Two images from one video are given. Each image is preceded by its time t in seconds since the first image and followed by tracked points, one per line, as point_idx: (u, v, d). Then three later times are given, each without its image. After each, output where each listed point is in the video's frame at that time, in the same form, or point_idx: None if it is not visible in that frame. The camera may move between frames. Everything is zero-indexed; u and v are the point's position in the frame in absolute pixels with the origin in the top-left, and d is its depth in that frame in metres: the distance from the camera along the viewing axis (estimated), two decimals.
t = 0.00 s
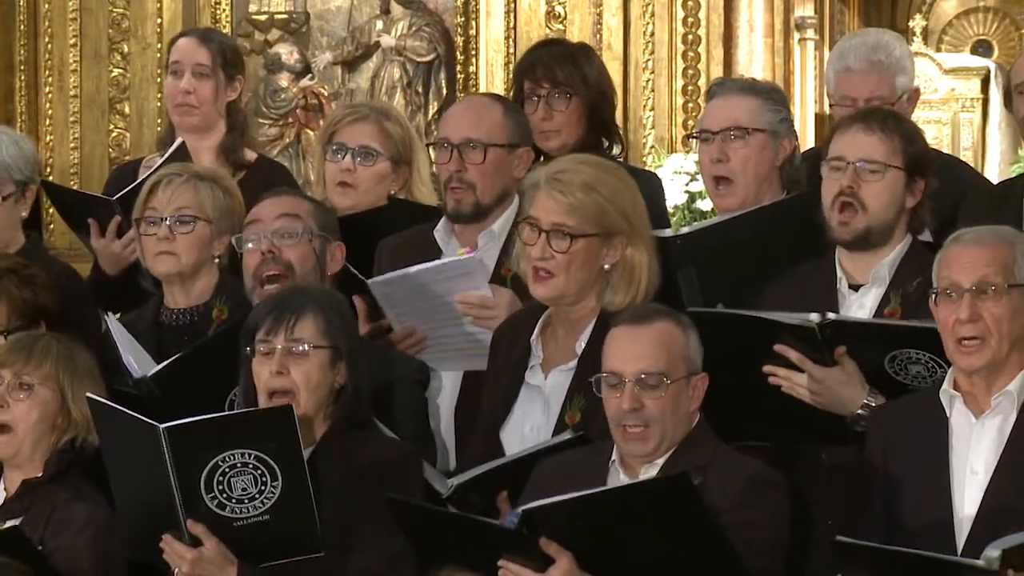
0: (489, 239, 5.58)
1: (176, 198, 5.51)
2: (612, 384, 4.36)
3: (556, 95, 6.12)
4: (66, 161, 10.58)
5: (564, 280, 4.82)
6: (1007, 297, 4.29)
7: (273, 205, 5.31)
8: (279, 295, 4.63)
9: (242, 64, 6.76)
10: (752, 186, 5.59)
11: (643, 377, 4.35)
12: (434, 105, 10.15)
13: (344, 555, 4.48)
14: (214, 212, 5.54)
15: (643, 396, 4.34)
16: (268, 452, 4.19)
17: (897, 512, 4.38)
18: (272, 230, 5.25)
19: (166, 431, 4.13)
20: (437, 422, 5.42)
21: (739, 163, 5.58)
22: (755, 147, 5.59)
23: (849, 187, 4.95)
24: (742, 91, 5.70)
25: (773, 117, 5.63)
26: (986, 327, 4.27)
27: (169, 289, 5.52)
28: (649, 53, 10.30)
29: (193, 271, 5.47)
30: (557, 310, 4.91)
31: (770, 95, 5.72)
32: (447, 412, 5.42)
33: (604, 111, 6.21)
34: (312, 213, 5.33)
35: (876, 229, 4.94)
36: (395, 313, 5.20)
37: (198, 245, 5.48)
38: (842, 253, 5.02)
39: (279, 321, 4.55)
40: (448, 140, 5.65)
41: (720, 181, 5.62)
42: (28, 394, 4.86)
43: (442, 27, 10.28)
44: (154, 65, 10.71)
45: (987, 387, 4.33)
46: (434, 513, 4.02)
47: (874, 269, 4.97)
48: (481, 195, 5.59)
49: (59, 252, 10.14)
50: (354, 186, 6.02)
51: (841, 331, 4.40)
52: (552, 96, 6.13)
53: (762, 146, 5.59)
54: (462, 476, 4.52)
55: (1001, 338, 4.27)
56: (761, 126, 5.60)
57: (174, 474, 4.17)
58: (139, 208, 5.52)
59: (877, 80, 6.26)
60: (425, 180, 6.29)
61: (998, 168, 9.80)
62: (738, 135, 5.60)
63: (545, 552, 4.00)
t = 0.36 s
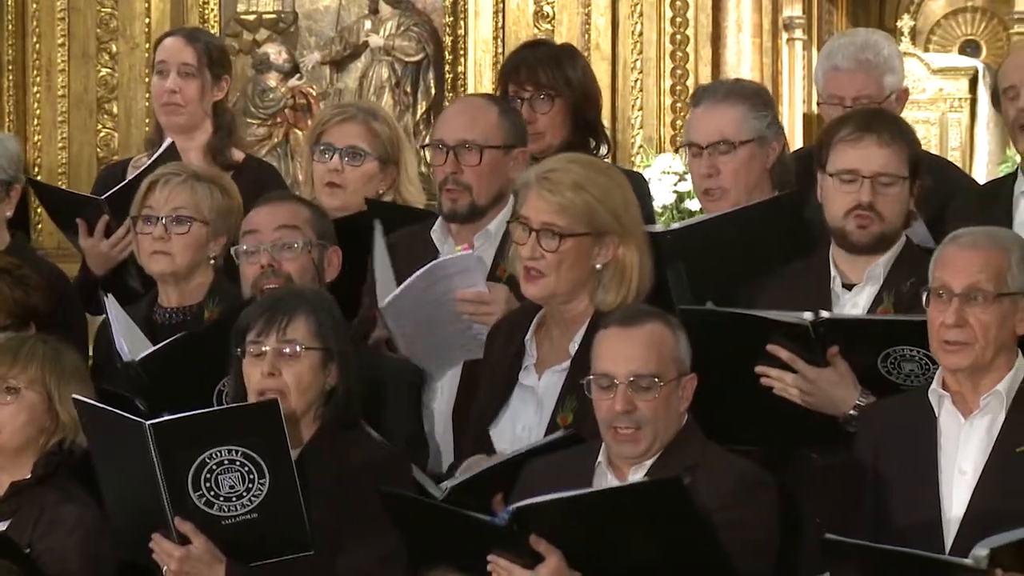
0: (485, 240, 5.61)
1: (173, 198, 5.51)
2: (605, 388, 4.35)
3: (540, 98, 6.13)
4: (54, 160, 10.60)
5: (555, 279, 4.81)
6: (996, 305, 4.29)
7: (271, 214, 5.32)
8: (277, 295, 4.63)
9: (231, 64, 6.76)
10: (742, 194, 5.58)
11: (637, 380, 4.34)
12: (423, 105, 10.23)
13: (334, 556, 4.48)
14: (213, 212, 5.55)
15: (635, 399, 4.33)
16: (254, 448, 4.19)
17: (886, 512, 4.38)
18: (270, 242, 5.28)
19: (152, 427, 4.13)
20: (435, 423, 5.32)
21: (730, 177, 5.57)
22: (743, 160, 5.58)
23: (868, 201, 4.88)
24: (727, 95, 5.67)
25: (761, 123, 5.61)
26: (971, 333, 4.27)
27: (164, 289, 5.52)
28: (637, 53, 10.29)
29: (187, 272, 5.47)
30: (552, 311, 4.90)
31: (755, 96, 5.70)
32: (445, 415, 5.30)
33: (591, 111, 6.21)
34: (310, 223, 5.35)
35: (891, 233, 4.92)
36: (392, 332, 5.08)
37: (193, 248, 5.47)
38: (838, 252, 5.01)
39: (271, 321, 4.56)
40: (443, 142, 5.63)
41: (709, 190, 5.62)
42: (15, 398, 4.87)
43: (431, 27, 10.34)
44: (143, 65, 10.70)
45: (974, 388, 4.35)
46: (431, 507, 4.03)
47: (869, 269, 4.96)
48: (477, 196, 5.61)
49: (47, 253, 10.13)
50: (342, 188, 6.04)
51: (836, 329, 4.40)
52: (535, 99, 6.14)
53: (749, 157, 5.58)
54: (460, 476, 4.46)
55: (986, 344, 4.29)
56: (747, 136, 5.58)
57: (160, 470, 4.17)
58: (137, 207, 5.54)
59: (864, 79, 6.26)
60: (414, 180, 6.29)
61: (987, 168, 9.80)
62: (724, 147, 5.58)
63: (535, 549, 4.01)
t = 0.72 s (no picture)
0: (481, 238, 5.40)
1: (168, 197, 5.52)
2: (588, 388, 4.36)
3: (529, 95, 6.12)
4: (40, 160, 10.61)
5: (536, 280, 4.75)
6: (985, 301, 4.30)
7: (250, 209, 5.32)
8: (256, 290, 4.64)
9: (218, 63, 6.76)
10: (724, 196, 5.56)
11: (623, 381, 4.34)
12: (409, 106, 10.24)
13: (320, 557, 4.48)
14: (208, 212, 5.54)
15: (622, 399, 4.33)
16: (247, 448, 4.19)
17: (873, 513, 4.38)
18: (249, 240, 5.28)
19: (142, 420, 4.14)
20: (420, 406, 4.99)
21: (711, 180, 5.56)
22: (724, 164, 5.56)
23: (863, 201, 4.89)
24: (706, 98, 5.65)
25: (743, 127, 5.59)
26: (961, 328, 4.27)
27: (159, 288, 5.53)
28: (623, 53, 10.29)
29: (185, 272, 5.48)
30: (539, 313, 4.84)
31: (736, 95, 5.68)
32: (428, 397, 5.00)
33: (576, 109, 6.21)
34: (288, 218, 5.34)
35: (886, 232, 4.92)
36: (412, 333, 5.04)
37: (188, 248, 5.48)
38: (826, 250, 5.03)
39: (253, 317, 4.56)
40: (445, 142, 5.45)
41: (693, 194, 5.60)
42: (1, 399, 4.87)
43: (416, 25, 10.33)
44: (128, 65, 10.69)
45: (962, 388, 4.34)
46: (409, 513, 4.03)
47: (857, 268, 4.97)
48: (478, 198, 5.42)
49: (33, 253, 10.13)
50: (329, 185, 6.02)
51: (826, 329, 4.40)
52: (524, 95, 6.13)
53: (731, 160, 5.56)
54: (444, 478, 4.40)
55: (975, 341, 4.28)
56: (728, 140, 5.56)
57: (148, 463, 4.18)
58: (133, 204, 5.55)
59: (846, 82, 6.27)
60: (399, 177, 6.28)
61: (972, 169, 9.82)
62: (706, 152, 5.56)
63: (519, 555, 4.01)
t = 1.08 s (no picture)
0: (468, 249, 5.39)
1: (171, 201, 5.52)
2: (576, 388, 4.35)
3: (519, 93, 6.11)
4: (26, 160, 10.61)
5: (516, 280, 4.73)
6: (974, 300, 4.30)
7: (238, 209, 5.31)
8: (243, 290, 4.64)
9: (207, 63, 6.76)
10: (711, 187, 5.56)
11: (611, 380, 4.34)
12: (397, 104, 10.18)
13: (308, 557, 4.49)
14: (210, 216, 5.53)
15: (609, 399, 4.33)
16: (240, 446, 4.19)
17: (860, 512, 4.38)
18: (235, 240, 5.27)
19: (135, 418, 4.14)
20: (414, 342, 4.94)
21: (699, 165, 5.54)
22: (715, 150, 5.55)
23: (851, 202, 4.90)
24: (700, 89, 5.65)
25: (734, 117, 5.59)
26: (948, 327, 4.27)
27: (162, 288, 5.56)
28: (611, 53, 10.30)
29: (187, 275, 5.50)
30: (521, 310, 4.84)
31: (727, 92, 5.67)
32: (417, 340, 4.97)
33: (564, 109, 6.22)
34: (275, 219, 5.34)
35: (872, 234, 4.94)
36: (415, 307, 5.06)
37: (191, 252, 5.49)
38: (813, 251, 5.04)
39: (242, 316, 4.56)
40: (441, 144, 5.45)
41: (679, 183, 5.58)
42: None
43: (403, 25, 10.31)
44: (114, 65, 10.69)
45: (950, 387, 4.33)
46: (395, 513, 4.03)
47: (844, 268, 4.99)
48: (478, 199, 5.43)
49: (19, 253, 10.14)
50: (316, 186, 6.01)
51: (819, 332, 4.41)
52: (514, 94, 6.12)
53: (722, 148, 5.56)
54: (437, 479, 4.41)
55: (962, 340, 4.28)
56: (721, 126, 5.57)
57: (140, 461, 4.18)
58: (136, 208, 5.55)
59: (834, 81, 6.27)
60: (387, 175, 6.28)
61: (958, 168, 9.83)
62: (698, 138, 5.56)
63: (506, 557, 4.00)
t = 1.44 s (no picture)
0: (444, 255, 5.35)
1: (164, 204, 5.51)
2: (566, 387, 4.36)
3: (505, 98, 6.12)
4: (15, 159, 10.61)
5: (496, 283, 4.72)
6: (964, 300, 4.31)
7: (229, 210, 5.31)
8: (237, 290, 4.64)
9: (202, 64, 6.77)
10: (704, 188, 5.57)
11: (598, 380, 4.35)
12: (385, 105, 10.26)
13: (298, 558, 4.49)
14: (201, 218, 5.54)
15: (595, 398, 4.34)
16: (227, 457, 4.19)
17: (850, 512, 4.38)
18: (227, 239, 5.28)
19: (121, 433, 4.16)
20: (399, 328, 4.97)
21: (690, 166, 5.55)
22: (706, 150, 5.56)
23: (842, 200, 4.90)
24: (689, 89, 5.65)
25: (725, 117, 5.60)
26: (938, 327, 4.28)
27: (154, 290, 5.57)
28: (599, 53, 10.31)
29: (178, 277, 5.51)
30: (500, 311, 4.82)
31: (718, 92, 5.67)
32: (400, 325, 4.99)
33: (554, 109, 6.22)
34: (266, 219, 5.33)
35: (862, 233, 4.94)
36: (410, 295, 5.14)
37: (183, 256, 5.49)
38: (802, 250, 5.03)
39: (236, 319, 4.57)
40: (429, 147, 5.46)
41: (671, 185, 5.59)
42: None
43: (392, 24, 10.35)
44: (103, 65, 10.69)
45: (941, 387, 4.34)
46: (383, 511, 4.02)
47: (834, 268, 4.99)
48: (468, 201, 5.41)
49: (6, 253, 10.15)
50: (306, 193, 6.01)
51: (810, 324, 4.40)
52: (500, 99, 6.13)
53: (713, 148, 5.56)
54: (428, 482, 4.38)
55: (953, 339, 4.29)
56: (712, 126, 5.56)
57: (128, 474, 4.19)
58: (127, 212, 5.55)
59: (822, 79, 6.27)
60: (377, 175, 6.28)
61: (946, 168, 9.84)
62: (690, 139, 5.56)
63: (495, 559, 3.98)
